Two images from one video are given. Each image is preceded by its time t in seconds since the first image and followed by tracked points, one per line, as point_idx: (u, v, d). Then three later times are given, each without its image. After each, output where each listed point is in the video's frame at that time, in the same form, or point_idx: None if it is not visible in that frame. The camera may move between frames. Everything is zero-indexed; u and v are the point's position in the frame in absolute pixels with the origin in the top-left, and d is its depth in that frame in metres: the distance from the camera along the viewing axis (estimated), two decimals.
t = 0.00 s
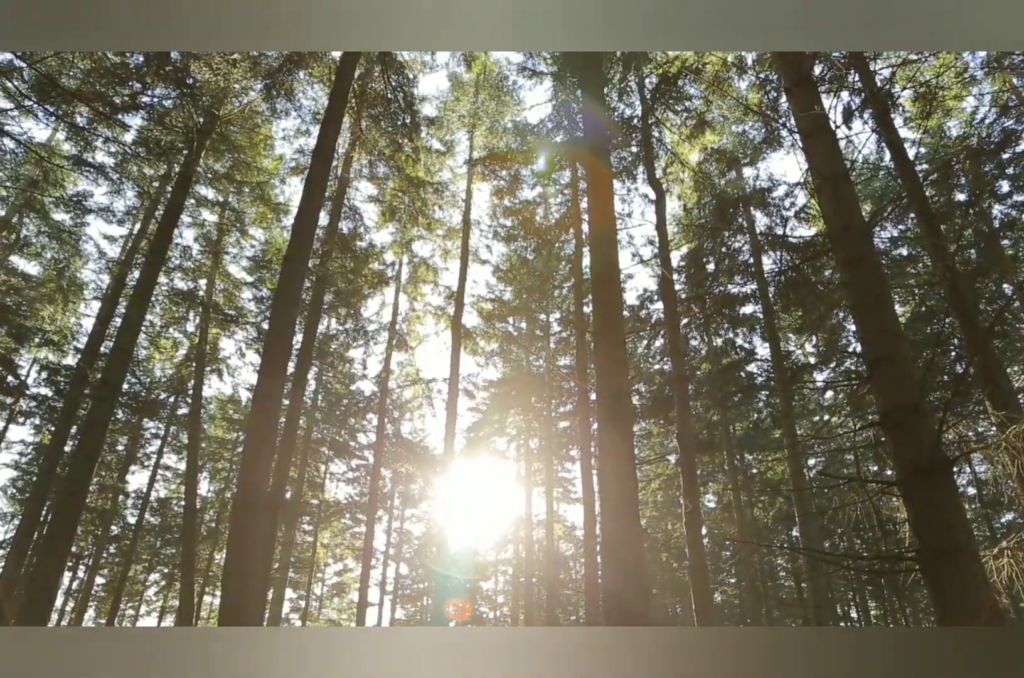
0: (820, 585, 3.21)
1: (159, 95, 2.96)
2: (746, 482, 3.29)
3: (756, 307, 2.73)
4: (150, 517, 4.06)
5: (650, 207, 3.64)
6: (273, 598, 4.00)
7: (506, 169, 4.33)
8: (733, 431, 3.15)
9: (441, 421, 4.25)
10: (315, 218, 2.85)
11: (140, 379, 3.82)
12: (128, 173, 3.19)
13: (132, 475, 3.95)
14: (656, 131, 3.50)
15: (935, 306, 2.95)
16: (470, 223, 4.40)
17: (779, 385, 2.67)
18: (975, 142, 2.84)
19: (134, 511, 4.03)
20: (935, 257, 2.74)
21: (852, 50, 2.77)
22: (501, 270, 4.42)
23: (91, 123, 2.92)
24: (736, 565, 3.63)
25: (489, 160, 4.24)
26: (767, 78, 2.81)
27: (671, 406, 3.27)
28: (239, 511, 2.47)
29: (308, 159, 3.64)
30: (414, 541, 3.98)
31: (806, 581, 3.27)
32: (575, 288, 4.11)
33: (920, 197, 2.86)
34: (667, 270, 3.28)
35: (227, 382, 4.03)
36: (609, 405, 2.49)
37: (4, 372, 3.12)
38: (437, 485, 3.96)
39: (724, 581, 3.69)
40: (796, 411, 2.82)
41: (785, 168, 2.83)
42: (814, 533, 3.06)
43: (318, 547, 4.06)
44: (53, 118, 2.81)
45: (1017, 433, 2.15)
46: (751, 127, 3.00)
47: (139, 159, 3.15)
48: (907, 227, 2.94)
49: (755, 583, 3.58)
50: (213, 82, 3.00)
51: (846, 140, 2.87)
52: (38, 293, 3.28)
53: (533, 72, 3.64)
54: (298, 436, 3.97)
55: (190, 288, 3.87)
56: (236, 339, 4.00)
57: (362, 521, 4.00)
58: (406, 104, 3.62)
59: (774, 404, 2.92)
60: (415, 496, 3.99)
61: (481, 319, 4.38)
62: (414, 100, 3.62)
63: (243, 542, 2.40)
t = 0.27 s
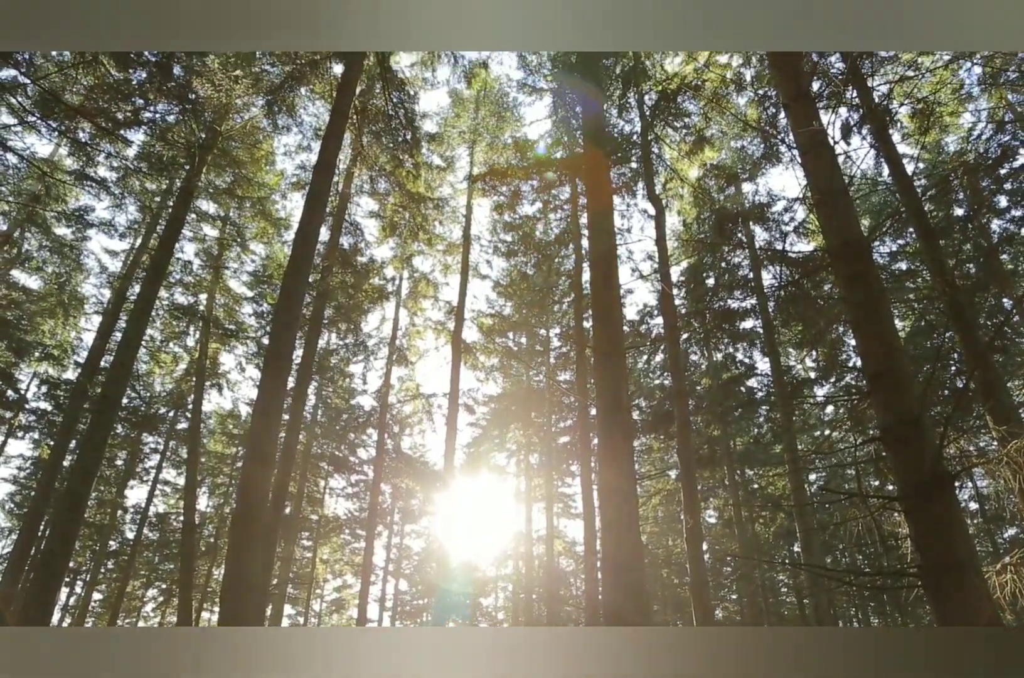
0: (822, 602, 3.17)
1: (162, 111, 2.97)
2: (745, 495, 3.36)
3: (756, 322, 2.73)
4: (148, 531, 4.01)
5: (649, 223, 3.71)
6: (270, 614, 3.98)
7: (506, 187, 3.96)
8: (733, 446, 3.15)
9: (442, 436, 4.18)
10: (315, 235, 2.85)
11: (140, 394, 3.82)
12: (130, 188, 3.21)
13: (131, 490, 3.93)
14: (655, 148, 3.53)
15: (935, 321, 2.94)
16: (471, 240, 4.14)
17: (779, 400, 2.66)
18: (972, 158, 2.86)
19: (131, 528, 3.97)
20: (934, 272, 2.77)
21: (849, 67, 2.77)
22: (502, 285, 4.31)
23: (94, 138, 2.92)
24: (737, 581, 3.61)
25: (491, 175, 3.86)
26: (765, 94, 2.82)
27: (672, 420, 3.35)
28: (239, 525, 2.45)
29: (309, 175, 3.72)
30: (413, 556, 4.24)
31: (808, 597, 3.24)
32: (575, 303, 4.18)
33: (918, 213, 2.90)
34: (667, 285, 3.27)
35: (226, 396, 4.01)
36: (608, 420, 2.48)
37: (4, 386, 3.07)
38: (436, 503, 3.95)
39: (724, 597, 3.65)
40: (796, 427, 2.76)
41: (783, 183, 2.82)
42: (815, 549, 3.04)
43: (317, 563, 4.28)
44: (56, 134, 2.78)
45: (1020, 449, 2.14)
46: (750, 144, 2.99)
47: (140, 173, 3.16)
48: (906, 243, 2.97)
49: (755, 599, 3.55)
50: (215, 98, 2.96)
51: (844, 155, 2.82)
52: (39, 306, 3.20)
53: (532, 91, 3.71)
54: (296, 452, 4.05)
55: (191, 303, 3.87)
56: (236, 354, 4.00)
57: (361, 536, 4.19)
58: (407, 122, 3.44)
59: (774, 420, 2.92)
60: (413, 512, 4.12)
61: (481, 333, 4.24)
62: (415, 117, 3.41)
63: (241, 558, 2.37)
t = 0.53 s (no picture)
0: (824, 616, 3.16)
1: (164, 125, 2.98)
2: (745, 510, 3.22)
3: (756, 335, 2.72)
4: (146, 546, 4.02)
5: (649, 237, 3.76)
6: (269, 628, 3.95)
7: (506, 199, 4.20)
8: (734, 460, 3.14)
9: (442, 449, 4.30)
10: (317, 247, 2.87)
11: (139, 407, 3.71)
12: (132, 202, 3.20)
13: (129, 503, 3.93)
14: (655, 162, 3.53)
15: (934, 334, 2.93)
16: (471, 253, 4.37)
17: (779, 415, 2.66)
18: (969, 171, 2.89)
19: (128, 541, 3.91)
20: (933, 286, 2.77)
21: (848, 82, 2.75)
22: (502, 298, 4.43)
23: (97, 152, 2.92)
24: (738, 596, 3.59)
25: (489, 190, 4.17)
26: (764, 108, 2.82)
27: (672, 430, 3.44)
28: (238, 537, 2.44)
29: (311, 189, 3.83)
30: (414, 570, 4.23)
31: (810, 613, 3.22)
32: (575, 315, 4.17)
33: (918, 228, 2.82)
34: (666, 298, 3.28)
35: (226, 409, 4.02)
36: (608, 434, 2.48)
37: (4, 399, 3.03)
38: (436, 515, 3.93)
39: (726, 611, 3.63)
40: (797, 442, 2.74)
41: (782, 197, 2.83)
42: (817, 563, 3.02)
43: (316, 577, 4.27)
44: (59, 148, 2.78)
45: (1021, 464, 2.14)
46: (749, 158, 3.05)
47: (141, 187, 3.14)
48: (905, 256, 2.93)
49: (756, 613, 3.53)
50: (217, 111, 3.04)
51: (843, 168, 2.77)
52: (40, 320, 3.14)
53: (532, 106, 3.87)
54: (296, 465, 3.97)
55: (191, 316, 3.89)
56: (236, 367, 4.03)
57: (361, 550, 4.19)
58: (408, 135, 3.45)
59: (775, 433, 2.87)
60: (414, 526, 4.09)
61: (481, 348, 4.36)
62: (416, 131, 3.44)
63: (240, 573, 2.36)
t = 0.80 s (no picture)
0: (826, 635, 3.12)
1: (166, 141, 3.03)
2: (746, 525, 3.29)
3: (757, 350, 2.74)
4: (145, 562, 4.01)
5: (649, 252, 3.62)
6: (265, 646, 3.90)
7: (506, 216, 3.82)
8: (736, 476, 3.12)
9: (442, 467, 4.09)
10: (317, 263, 2.87)
11: (138, 422, 3.64)
12: (133, 217, 3.23)
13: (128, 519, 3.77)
14: (654, 179, 3.43)
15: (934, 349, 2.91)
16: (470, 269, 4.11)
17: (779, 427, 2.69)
18: (967, 187, 2.89)
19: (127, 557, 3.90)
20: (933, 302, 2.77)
21: (846, 98, 2.76)
22: (501, 314, 4.12)
23: (99, 169, 2.97)
24: (740, 615, 3.55)
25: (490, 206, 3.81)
26: (763, 126, 2.95)
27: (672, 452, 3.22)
28: (235, 553, 2.42)
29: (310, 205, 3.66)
30: (413, 587, 3.98)
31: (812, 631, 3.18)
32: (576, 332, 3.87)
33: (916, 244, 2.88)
34: (666, 314, 3.26)
35: (225, 424, 3.89)
36: (608, 449, 2.48)
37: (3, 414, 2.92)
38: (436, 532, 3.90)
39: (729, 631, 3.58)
40: (800, 457, 2.74)
41: (781, 213, 2.84)
42: (819, 580, 3.00)
43: (315, 593, 4.26)
44: (62, 164, 2.82)
45: None
46: (747, 174, 3.07)
47: (143, 202, 3.17)
48: (904, 273, 3.00)
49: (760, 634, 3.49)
50: (219, 127, 3.06)
51: (842, 184, 2.80)
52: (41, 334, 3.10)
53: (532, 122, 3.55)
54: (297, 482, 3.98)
55: (192, 331, 3.82)
56: (235, 382, 3.87)
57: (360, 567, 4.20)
58: (410, 151, 3.47)
59: (776, 448, 2.83)
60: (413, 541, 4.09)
61: (481, 364, 4.01)
62: (417, 149, 3.45)
63: (238, 588, 2.38)
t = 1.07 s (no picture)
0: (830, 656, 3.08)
1: (168, 158, 3.01)
2: (750, 544, 3.12)
3: (756, 367, 2.73)
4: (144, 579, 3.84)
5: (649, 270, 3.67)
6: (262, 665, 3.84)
7: (506, 234, 3.70)
8: (736, 492, 3.11)
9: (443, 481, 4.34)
10: (319, 280, 2.89)
11: (137, 438, 3.56)
12: (135, 233, 3.22)
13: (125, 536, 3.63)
14: (654, 197, 3.43)
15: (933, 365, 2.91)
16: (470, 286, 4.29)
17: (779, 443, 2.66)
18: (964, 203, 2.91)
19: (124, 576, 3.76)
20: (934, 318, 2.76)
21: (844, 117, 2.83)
22: (501, 332, 4.06)
23: (101, 185, 2.95)
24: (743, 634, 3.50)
25: (490, 224, 3.69)
26: (762, 142, 2.89)
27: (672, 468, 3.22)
28: (233, 571, 2.40)
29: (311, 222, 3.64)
30: (413, 605, 4.01)
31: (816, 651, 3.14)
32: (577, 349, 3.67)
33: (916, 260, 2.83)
34: (666, 330, 3.27)
35: (225, 441, 3.91)
36: (609, 466, 2.46)
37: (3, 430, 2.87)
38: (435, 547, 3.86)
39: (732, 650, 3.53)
40: (801, 474, 2.71)
41: (780, 230, 2.84)
42: (822, 599, 2.96)
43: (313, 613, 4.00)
44: (64, 180, 2.84)
45: None
46: (746, 191, 3.09)
47: (144, 219, 3.18)
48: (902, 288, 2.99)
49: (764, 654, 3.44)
50: (221, 145, 3.07)
51: (841, 201, 2.74)
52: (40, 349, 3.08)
53: (532, 139, 3.48)
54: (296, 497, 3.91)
55: (191, 347, 3.85)
56: (235, 398, 4.02)
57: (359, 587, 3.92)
58: (411, 169, 3.65)
59: (777, 466, 2.80)
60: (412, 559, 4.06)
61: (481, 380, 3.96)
62: (417, 165, 3.64)
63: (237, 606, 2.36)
